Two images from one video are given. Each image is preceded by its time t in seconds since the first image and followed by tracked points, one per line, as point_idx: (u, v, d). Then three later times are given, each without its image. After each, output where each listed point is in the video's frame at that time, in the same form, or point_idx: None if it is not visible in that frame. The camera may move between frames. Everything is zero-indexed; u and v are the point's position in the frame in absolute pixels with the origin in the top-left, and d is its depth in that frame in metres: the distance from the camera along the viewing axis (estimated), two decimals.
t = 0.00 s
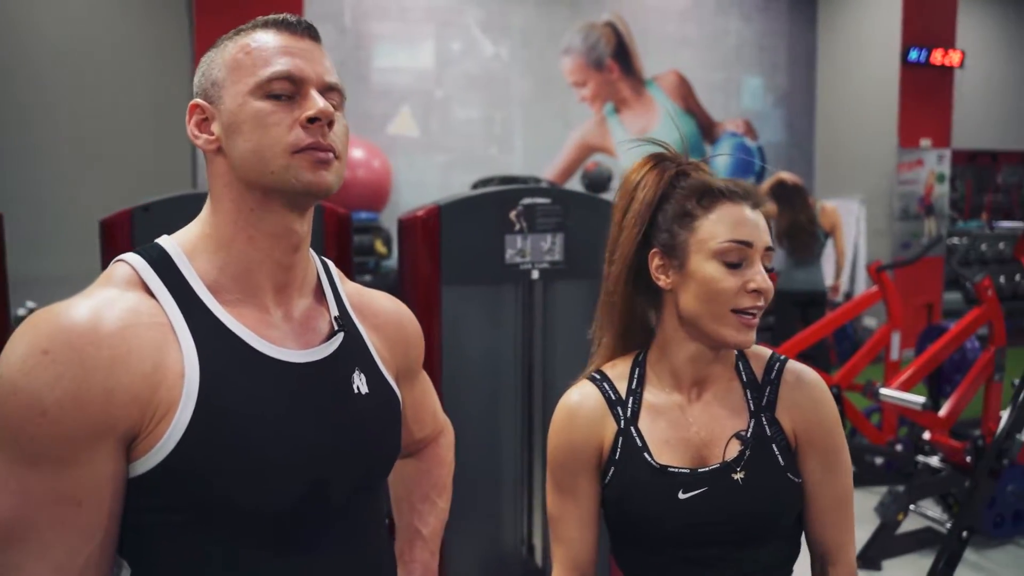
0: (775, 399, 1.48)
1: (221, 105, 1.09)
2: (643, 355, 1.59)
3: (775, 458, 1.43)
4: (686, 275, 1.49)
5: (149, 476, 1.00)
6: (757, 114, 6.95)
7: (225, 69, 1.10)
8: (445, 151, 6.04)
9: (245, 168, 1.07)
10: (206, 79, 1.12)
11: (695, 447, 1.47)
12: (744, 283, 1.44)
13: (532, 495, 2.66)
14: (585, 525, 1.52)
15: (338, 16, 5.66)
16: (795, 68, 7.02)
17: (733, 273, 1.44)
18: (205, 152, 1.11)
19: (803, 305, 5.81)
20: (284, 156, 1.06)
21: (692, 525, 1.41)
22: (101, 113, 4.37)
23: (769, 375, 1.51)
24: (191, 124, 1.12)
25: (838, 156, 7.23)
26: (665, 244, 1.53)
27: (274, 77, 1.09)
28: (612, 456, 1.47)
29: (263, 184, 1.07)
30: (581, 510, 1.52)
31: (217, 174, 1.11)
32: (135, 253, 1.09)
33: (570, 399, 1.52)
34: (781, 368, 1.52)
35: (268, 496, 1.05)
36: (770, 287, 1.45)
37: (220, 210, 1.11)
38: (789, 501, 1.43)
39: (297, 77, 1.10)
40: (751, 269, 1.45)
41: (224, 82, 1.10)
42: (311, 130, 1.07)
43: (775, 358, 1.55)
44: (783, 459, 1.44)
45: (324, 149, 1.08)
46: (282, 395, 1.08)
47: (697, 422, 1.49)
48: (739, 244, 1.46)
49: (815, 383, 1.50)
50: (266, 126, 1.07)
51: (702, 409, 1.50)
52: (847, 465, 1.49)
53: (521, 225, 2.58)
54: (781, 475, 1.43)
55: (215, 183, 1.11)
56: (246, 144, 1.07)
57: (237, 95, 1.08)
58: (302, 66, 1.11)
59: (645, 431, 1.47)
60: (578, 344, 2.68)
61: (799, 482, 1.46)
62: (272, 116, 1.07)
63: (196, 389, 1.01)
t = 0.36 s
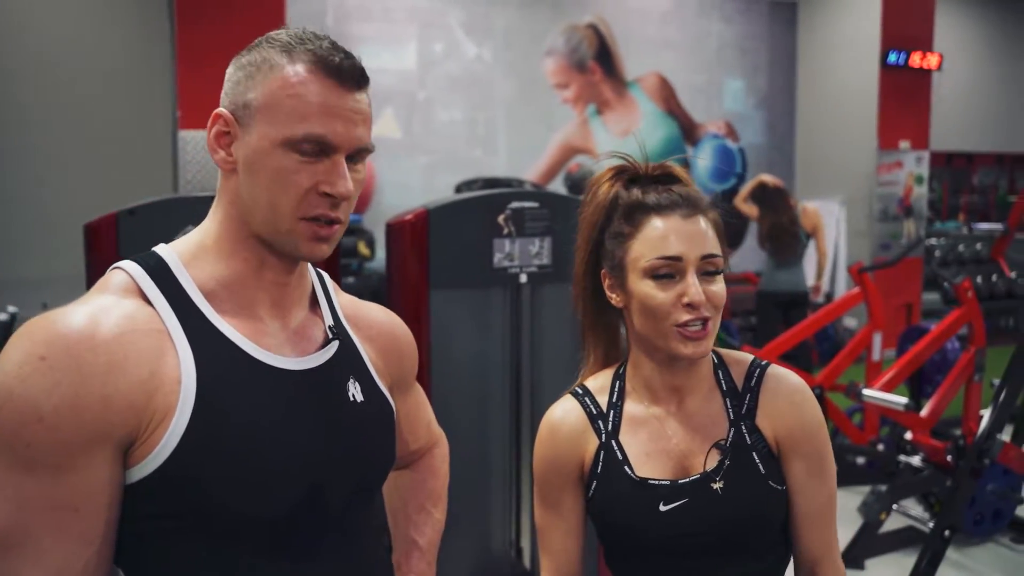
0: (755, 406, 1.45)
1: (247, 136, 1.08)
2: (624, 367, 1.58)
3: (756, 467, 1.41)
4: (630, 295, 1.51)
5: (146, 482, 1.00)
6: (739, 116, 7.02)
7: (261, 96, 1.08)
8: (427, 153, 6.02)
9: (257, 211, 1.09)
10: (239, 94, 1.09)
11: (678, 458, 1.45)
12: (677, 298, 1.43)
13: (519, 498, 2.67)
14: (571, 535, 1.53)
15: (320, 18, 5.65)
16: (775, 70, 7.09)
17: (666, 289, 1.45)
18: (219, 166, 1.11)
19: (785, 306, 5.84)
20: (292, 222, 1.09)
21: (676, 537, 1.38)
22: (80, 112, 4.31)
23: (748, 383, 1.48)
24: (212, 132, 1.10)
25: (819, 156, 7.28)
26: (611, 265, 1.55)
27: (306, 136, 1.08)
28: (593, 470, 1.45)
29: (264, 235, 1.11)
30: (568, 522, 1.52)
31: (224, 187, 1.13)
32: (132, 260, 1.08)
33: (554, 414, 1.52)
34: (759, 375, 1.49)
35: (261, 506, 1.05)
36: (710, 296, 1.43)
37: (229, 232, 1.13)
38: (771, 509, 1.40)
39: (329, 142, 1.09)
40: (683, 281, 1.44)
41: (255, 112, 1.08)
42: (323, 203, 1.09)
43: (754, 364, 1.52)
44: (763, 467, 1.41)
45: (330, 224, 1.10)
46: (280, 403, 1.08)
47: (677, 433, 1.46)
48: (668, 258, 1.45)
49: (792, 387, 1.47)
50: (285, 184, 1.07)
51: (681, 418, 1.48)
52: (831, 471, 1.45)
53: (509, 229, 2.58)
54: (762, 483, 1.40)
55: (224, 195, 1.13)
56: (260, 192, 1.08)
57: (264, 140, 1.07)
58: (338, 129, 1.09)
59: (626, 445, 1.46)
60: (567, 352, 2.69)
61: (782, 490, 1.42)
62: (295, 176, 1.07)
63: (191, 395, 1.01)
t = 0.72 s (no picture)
0: (745, 419, 1.40)
1: (252, 129, 1.11)
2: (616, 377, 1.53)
3: (745, 481, 1.36)
4: (611, 311, 1.48)
5: (166, 497, 1.01)
6: (723, 117, 7.05)
7: (257, 89, 1.11)
8: (413, 154, 6.00)
9: (278, 203, 1.11)
10: (234, 95, 1.12)
11: (668, 470, 1.41)
12: (654, 308, 1.41)
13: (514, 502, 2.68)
14: (562, 544, 1.49)
15: (305, 18, 5.60)
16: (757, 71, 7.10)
17: (644, 300, 1.42)
18: (227, 173, 1.13)
19: (770, 306, 5.89)
20: (316, 198, 1.10)
21: (665, 549, 1.35)
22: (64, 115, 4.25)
23: (740, 394, 1.42)
24: (216, 139, 1.13)
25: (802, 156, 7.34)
26: (591, 283, 1.53)
27: (311, 115, 1.10)
28: (585, 480, 1.42)
29: (291, 223, 1.12)
30: (559, 531, 1.49)
31: (239, 195, 1.13)
32: (150, 270, 1.11)
33: (545, 423, 1.48)
34: (752, 386, 1.43)
35: (282, 518, 1.07)
36: (687, 301, 1.41)
37: (243, 236, 1.14)
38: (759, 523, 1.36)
39: (336, 116, 1.12)
40: (660, 289, 1.42)
41: (257, 106, 1.11)
42: (346, 175, 1.11)
43: (748, 372, 1.46)
44: (752, 481, 1.37)
45: (354, 195, 1.12)
46: (298, 418, 1.10)
47: (666, 445, 1.42)
48: (642, 268, 1.43)
49: (784, 399, 1.41)
50: (302, 165, 1.10)
51: (671, 431, 1.43)
52: (821, 484, 1.40)
53: (504, 231, 2.57)
54: (749, 497, 1.36)
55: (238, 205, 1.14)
56: (279, 178, 1.10)
57: (272, 127, 1.10)
58: (340, 104, 1.13)
59: (616, 456, 1.42)
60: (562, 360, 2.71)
61: (772, 504, 1.38)
62: (311, 155, 1.10)
63: (212, 411, 1.03)
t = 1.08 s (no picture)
0: (731, 419, 1.41)
1: (262, 143, 1.09)
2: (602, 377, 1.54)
3: (731, 480, 1.37)
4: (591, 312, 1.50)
5: (164, 496, 1.00)
6: (694, 118, 7.09)
7: (273, 102, 1.09)
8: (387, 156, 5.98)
9: (274, 220, 1.10)
10: (248, 101, 1.11)
11: (655, 471, 1.42)
12: (629, 310, 1.42)
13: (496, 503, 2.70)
14: (549, 543, 1.49)
15: (277, 17, 5.54)
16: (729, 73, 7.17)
17: (618, 302, 1.43)
18: (229, 176, 1.12)
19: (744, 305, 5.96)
20: (311, 228, 1.10)
21: (649, 548, 1.35)
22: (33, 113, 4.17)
23: (725, 395, 1.44)
24: (224, 140, 1.11)
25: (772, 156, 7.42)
26: (574, 284, 1.55)
27: (325, 142, 1.09)
28: (572, 480, 1.43)
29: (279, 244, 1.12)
30: (547, 531, 1.48)
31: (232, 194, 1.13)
32: (141, 270, 1.09)
33: (531, 423, 1.49)
34: (737, 386, 1.44)
35: (280, 517, 1.06)
36: (661, 304, 1.41)
37: (236, 241, 1.13)
38: (746, 522, 1.37)
39: (348, 145, 1.11)
40: (634, 291, 1.43)
41: (271, 119, 1.09)
42: (346, 208, 1.10)
43: (733, 373, 1.47)
44: (738, 480, 1.38)
45: (350, 228, 1.12)
46: (295, 415, 1.10)
47: (652, 445, 1.43)
48: (617, 271, 1.44)
49: (768, 401, 1.42)
50: (306, 193, 1.09)
51: (658, 431, 1.44)
52: (806, 483, 1.41)
53: (487, 232, 2.58)
54: (736, 497, 1.37)
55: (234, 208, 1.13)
56: (279, 199, 1.09)
57: (282, 146, 1.08)
58: (355, 133, 1.11)
59: (604, 456, 1.43)
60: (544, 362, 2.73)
61: (757, 502, 1.39)
62: (318, 182, 1.09)
63: (209, 409, 1.01)
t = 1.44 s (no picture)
0: (728, 406, 1.45)
1: (247, 126, 1.11)
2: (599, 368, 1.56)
3: (728, 465, 1.40)
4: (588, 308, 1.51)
5: (171, 492, 1.01)
6: (669, 118, 7.20)
7: (253, 87, 1.11)
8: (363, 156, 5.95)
9: (274, 201, 1.11)
10: (228, 91, 1.13)
11: (655, 458, 1.44)
12: (625, 305, 1.43)
13: (478, 498, 2.72)
14: (547, 534, 1.50)
15: (251, 16, 5.49)
16: (702, 73, 7.35)
17: (615, 299, 1.45)
18: (220, 168, 1.13)
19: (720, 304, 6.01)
20: (313, 198, 1.11)
21: (647, 534, 1.37)
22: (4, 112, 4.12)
23: (721, 383, 1.47)
24: (210, 133, 1.13)
25: (746, 157, 7.51)
26: (570, 281, 1.56)
27: (309, 110, 1.11)
28: (572, 468, 1.44)
29: (283, 222, 1.12)
30: (545, 522, 1.49)
31: (229, 190, 1.13)
32: (144, 268, 1.10)
33: (531, 413, 1.50)
34: (731, 375, 1.48)
35: (284, 514, 1.07)
36: (656, 298, 1.43)
37: (234, 231, 1.14)
38: (744, 505, 1.39)
39: (331, 112, 1.13)
40: (630, 287, 1.44)
41: (251, 102, 1.11)
42: (339, 172, 1.12)
43: (726, 364, 1.51)
44: (736, 465, 1.40)
45: (346, 192, 1.14)
46: (299, 410, 1.11)
47: (651, 433, 1.46)
48: (613, 268, 1.45)
49: (764, 386, 1.46)
50: (299, 162, 1.10)
51: (656, 420, 1.47)
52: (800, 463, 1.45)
53: (470, 231, 2.59)
54: (733, 481, 1.39)
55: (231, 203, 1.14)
56: (276, 172, 1.10)
57: (268, 122, 1.10)
58: (333, 99, 1.14)
59: (603, 444, 1.45)
60: (530, 359, 2.76)
61: (753, 486, 1.41)
62: (307, 150, 1.11)
63: (213, 406, 1.03)
